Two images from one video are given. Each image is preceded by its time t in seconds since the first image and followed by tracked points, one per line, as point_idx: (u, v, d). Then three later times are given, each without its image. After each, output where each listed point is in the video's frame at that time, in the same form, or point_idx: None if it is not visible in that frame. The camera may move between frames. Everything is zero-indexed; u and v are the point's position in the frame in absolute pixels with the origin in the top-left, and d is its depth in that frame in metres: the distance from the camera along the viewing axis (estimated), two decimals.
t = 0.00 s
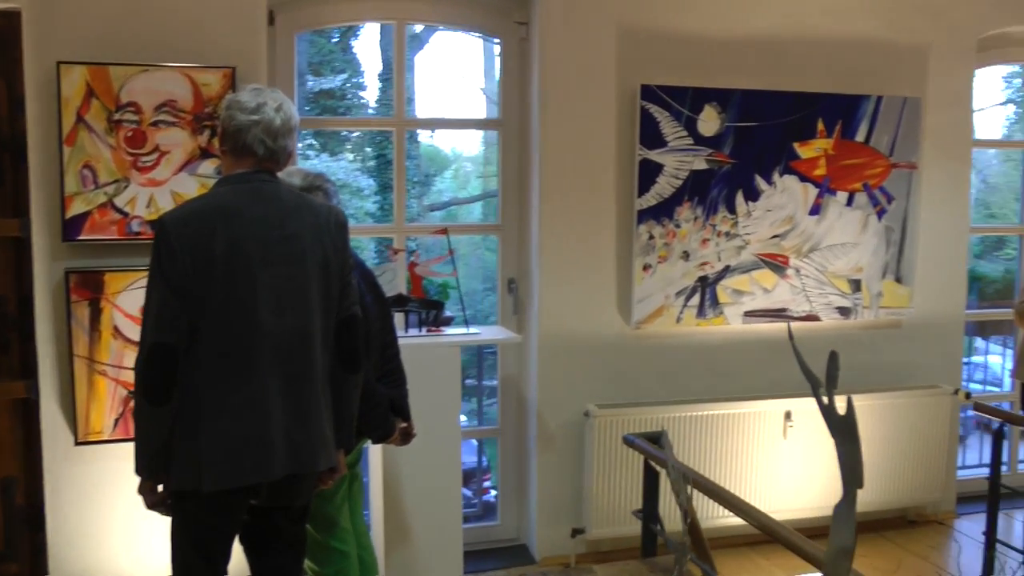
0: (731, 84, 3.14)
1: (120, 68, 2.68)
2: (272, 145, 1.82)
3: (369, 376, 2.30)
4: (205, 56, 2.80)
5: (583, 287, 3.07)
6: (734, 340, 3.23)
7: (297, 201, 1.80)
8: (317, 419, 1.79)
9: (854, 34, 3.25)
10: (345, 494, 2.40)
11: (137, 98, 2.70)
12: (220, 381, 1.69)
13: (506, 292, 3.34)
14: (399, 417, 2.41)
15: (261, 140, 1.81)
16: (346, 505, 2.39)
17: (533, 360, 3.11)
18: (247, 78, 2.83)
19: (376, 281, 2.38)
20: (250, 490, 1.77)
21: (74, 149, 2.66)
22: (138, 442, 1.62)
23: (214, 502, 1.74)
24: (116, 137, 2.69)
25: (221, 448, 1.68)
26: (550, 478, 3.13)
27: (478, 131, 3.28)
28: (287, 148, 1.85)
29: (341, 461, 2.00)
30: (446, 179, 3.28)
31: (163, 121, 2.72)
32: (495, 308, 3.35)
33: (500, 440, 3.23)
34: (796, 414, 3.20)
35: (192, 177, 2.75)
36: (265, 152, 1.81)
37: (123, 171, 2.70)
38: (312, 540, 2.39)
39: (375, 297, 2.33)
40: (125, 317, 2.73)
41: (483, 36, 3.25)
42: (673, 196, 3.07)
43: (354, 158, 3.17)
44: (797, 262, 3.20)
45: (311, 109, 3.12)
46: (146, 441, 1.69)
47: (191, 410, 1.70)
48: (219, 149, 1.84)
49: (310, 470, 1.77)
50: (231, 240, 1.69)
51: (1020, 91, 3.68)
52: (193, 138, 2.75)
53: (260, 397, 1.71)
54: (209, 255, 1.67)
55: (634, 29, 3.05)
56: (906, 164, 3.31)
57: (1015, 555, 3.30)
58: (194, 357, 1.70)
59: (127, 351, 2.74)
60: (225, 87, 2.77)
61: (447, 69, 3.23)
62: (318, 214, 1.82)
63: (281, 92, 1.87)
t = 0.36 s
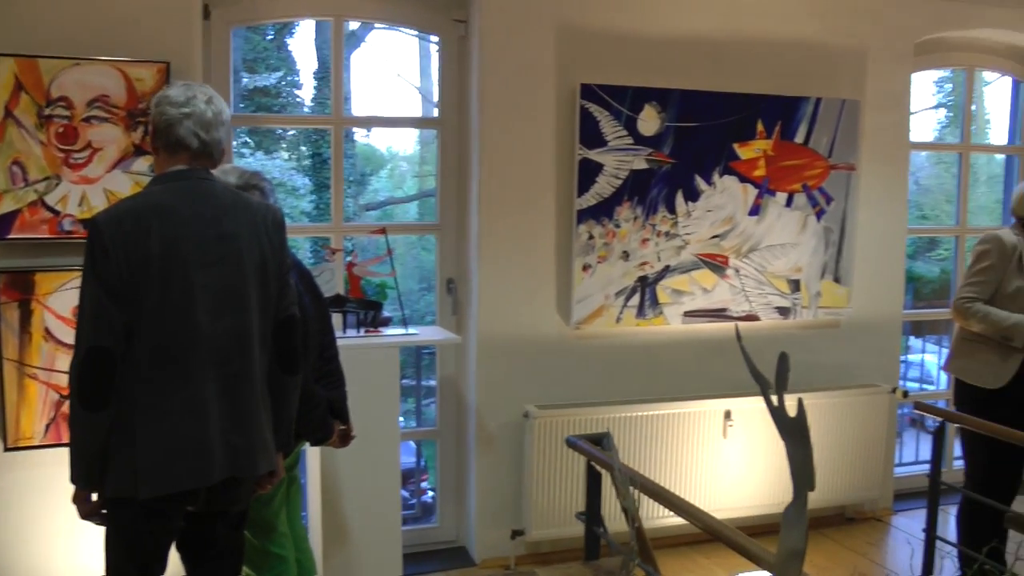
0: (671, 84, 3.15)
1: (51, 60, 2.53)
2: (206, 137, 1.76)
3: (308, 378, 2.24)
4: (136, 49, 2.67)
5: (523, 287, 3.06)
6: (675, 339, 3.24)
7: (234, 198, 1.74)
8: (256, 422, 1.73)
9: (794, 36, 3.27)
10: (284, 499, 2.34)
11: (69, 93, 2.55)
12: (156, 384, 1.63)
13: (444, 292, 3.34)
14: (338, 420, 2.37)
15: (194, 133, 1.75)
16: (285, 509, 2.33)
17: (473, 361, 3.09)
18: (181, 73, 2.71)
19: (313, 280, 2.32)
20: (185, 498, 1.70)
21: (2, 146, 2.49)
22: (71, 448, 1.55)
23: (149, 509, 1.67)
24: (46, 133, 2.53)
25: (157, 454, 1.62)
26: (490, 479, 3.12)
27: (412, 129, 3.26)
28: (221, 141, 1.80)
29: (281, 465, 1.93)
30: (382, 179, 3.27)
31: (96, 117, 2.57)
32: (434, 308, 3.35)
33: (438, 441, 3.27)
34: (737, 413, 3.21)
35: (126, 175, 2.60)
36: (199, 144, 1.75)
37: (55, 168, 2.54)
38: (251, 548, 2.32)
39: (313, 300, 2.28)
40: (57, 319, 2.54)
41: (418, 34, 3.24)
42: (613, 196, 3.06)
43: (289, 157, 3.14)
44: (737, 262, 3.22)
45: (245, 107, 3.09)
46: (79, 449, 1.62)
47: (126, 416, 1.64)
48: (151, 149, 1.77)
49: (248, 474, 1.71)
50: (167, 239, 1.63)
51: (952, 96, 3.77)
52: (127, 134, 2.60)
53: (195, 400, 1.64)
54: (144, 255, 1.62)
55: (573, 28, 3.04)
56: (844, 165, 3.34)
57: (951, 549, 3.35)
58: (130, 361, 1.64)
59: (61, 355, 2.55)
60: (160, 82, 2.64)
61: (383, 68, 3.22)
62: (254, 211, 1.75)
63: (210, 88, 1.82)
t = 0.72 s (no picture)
0: (624, 82, 3.15)
1: None
2: (150, 128, 1.69)
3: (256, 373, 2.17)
4: (81, 44, 2.61)
5: (475, 285, 3.05)
6: (627, 338, 3.24)
7: (183, 191, 1.66)
8: (208, 422, 1.65)
9: (746, 36, 3.29)
10: (234, 500, 2.29)
11: (12, 88, 2.48)
12: (102, 384, 1.55)
13: (396, 291, 3.33)
14: (287, 419, 2.33)
15: (138, 125, 1.68)
16: (234, 509, 2.27)
17: (424, 360, 3.07)
18: (130, 70, 2.66)
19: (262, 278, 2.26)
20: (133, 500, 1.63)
21: None
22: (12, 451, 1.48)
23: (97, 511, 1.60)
24: None
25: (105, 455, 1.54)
26: (443, 479, 3.10)
27: (365, 127, 3.25)
28: (166, 133, 1.73)
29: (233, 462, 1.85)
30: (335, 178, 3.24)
31: (40, 112, 2.51)
32: (386, 307, 3.34)
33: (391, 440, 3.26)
34: (689, 411, 3.21)
35: (71, 172, 2.53)
36: (144, 134, 1.68)
37: None
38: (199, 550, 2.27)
39: (263, 298, 2.21)
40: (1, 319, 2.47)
41: (370, 32, 3.22)
42: (565, 193, 3.06)
43: (242, 156, 3.10)
44: (689, 260, 3.23)
45: (197, 105, 3.04)
46: (25, 451, 1.55)
47: (73, 417, 1.56)
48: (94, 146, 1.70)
49: (198, 474, 1.63)
50: (113, 234, 1.55)
51: (904, 98, 3.82)
52: (72, 130, 2.54)
53: (144, 401, 1.57)
54: (89, 250, 1.54)
55: (525, 25, 3.03)
56: (797, 164, 3.36)
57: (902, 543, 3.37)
58: (76, 361, 1.55)
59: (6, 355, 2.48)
60: (106, 77, 2.59)
61: (336, 66, 3.19)
62: (203, 208, 1.65)
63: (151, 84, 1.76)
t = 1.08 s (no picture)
0: (596, 80, 3.15)
1: None
2: (114, 125, 1.65)
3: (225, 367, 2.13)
4: (47, 40, 2.58)
5: (447, 283, 3.04)
6: (600, 336, 3.24)
7: (148, 188, 1.62)
8: (176, 421, 1.62)
9: (719, 34, 3.30)
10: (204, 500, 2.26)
11: None
12: (68, 384, 1.50)
13: (368, 289, 3.32)
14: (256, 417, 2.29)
15: (101, 123, 1.64)
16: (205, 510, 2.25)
17: (397, 359, 3.06)
18: (100, 68, 2.63)
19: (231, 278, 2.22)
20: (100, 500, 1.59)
21: None
22: None
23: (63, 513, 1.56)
24: None
25: (69, 456, 1.50)
26: (416, 478, 3.09)
27: (340, 125, 3.25)
28: (131, 131, 1.69)
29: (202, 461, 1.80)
30: (309, 177, 3.24)
31: (8, 109, 2.48)
32: (358, 305, 3.33)
33: (364, 438, 3.25)
34: (663, 408, 3.20)
35: (40, 170, 2.51)
36: (108, 132, 1.64)
37: None
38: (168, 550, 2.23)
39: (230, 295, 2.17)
40: None
41: (344, 31, 3.21)
42: (537, 191, 3.06)
43: (216, 155, 3.09)
44: (662, 258, 3.23)
45: (171, 104, 3.02)
46: None
47: (38, 419, 1.52)
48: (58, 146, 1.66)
49: (167, 473, 1.59)
50: (77, 230, 1.51)
51: (877, 95, 3.83)
52: (41, 128, 2.51)
53: (110, 401, 1.53)
54: (52, 248, 1.50)
55: (496, 22, 3.02)
56: (769, 161, 3.37)
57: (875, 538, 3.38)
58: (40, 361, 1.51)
59: None
60: (75, 74, 2.56)
61: (309, 65, 3.18)
62: (169, 205, 1.62)
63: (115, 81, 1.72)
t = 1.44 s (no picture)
0: (569, 78, 3.14)
1: None
2: (53, 117, 1.61)
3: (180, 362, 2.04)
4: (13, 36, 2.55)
5: (420, 281, 3.03)
6: (573, 334, 3.24)
7: (96, 184, 1.57)
8: (132, 421, 1.56)
9: (691, 32, 3.30)
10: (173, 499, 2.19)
11: None
12: (15, 387, 1.47)
13: (340, 288, 3.30)
14: (224, 417, 2.24)
15: (38, 116, 1.59)
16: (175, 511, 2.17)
17: (369, 357, 3.04)
18: (70, 66, 2.61)
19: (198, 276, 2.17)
20: (52, 504, 1.54)
21: None
22: None
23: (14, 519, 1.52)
24: None
25: (18, 461, 1.47)
26: (389, 477, 3.08)
27: (315, 123, 3.23)
28: (71, 122, 1.65)
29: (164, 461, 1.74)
30: (283, 175, 3.22)
31: None
32: (331, 304, 3.31)
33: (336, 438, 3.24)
34: (636, 406, 3.20)
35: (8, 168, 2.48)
36: (46, 124, 1.60)
37: None
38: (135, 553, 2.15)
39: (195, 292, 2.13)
40: None
41: (318, 28, 3.20)
42: (509, 189, 3.05)
43: (189, 152, 3.06)
44: (634, 255, 3.23)
45: (144, 101, 2.98)
46: None
47: None
48: None
49: (122, 475, 1.54)
50: (21, 229, 1.46)
51: (850, 94, 3.85)
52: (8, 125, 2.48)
53: (61, 403, 1.49)
54: None
55: (469, 20, 3.01)
56: (742, 159, 3.38)
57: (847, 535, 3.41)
58: None
59: None
60: (44, 70, 2.55)
61: (282, 62, 3.16)
62: (120, 201, 1.57)
63: (52, 75, 1.69)
